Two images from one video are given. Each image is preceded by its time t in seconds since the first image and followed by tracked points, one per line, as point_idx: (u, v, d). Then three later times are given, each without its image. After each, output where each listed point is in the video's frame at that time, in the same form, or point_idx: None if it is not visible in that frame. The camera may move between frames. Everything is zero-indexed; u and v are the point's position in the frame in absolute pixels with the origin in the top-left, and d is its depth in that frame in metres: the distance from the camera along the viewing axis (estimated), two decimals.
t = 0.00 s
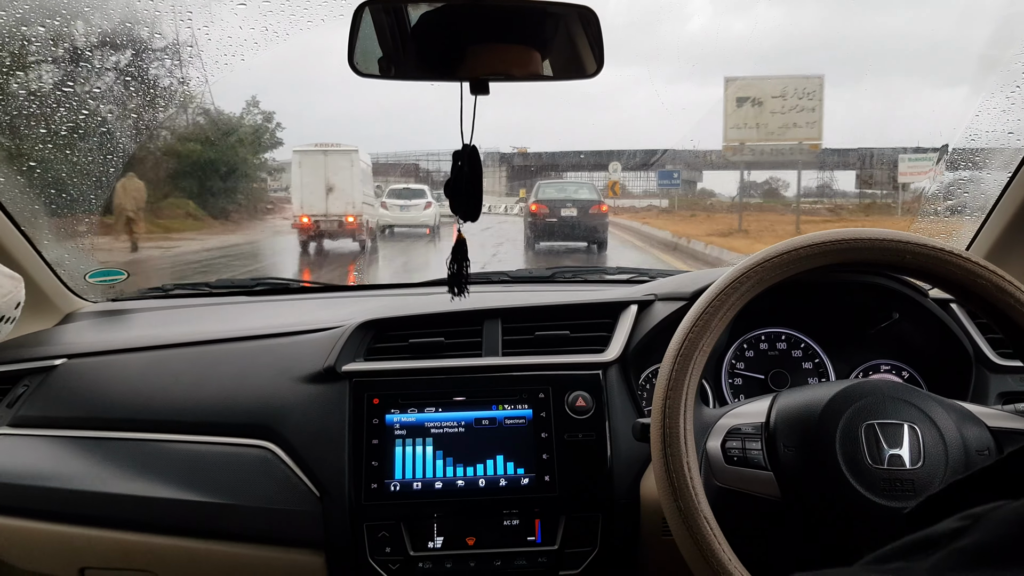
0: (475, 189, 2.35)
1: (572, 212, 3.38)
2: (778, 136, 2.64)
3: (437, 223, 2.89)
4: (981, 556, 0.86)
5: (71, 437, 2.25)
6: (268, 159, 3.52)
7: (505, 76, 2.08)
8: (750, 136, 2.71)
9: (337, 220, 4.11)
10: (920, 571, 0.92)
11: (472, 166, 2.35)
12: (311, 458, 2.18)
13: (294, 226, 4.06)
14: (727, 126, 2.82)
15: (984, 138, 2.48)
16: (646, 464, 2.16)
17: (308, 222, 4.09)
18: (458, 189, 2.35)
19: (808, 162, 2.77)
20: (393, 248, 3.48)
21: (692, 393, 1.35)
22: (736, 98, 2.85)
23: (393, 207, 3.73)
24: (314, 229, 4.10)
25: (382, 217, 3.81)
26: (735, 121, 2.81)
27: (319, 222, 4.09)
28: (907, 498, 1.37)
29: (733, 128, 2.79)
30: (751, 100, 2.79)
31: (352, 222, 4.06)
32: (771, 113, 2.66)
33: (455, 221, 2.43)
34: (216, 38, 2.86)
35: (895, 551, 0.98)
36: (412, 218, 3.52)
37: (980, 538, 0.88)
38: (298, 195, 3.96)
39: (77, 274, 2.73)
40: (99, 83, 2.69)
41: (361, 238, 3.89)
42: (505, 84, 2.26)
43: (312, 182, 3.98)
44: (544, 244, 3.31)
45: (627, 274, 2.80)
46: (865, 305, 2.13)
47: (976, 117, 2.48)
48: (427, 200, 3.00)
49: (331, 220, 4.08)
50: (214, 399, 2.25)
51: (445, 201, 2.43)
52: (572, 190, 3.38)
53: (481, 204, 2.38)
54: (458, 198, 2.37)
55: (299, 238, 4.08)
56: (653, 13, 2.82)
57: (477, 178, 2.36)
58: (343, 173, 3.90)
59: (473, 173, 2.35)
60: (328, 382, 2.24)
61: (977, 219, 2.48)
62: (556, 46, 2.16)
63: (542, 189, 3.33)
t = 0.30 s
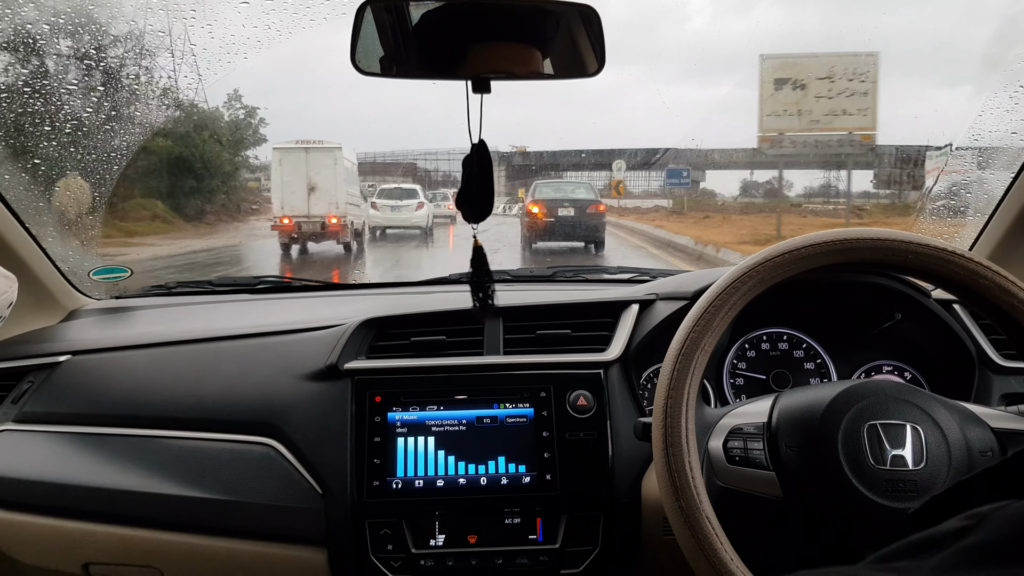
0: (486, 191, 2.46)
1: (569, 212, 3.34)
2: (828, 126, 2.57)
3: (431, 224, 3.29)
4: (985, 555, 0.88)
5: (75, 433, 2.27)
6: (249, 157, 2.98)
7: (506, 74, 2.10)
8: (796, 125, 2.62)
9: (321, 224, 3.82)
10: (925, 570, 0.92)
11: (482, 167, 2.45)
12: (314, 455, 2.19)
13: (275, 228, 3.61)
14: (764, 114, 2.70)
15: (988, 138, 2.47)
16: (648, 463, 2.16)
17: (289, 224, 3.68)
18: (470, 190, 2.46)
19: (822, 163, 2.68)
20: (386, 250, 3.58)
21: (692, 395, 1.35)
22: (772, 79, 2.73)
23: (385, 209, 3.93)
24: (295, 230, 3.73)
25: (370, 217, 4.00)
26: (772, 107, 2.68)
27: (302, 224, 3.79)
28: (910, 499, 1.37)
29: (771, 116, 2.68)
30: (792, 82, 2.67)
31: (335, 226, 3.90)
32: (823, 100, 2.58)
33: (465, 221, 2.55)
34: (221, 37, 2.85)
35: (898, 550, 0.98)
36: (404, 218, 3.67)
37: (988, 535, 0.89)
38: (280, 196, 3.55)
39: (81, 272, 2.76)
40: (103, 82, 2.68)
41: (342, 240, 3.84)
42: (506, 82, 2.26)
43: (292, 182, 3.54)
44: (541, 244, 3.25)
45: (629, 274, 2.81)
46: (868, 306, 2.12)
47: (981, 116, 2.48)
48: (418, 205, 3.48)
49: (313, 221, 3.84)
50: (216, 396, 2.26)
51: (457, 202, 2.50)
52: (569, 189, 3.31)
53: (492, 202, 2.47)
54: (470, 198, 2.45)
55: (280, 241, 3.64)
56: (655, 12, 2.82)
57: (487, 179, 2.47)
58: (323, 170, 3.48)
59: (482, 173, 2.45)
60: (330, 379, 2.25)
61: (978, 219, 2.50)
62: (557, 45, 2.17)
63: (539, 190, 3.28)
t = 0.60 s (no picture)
0: (484, 190, 2.32)
1: (567, 214, 3.22)
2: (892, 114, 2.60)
3: (422, 228, 3.10)
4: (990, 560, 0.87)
5: (68, 432, 2.24)
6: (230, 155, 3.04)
7: (508, 74, 2.09)
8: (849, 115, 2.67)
9: (298, 225, 3.36)
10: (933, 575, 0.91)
11: (481, 165, 2.32)
12: (310, 456, 2.17)
13: (249, 231, 3.32)
14: (815, 99, 2.73)
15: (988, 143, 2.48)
16: (646, 466, 2.15)
17: (265, 225, 3.35)
18: (467, 190, 2.34)
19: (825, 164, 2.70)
20: (374, 254, 3.28)
21: (693, 397, 1.34)
22: (824, 56, 2.75)
23: (372, 209, 3.46)
24: (273, 233, 3.37)
25: (359, 220, 3.50)
26: (823, 91, 2.73)
27: (276, 226, 3.37)
28: (909, 503, 1.36)
29: (824, 102, 2.72)
30: (847, 58, 2.73)
31: (315, 228, 3.37)
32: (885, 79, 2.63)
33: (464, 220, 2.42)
34: (222, 33, 2.81)
35: (905, 555, 0.97)
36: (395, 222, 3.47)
37: (989, 543, 0.88)
38: (253, 197, 3.22)
39: (77, 269, 2.74)
40: (101, 77, 2.66)
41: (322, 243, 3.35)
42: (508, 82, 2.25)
43: (271, 182, 3.15)
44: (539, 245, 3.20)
45: (629, 275, 2.81)
46: (866, 310, 2.13)
47: (981, 120, 2.48)
48: (407, 207, 3.33)
49: (290, 224, 3.37)
50: (211, 396, 2.24)
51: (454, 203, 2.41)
52: (565, 191, 3.21)
53: (491, 200, 2.35)
54: (468, 198, 2.34)
55: (255, 244, 3.34)
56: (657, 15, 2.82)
57: (486, 178, 2.33)
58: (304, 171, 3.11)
59: (481, 174, 2.32)
60: (328, 380, 2.23)
61: (977, 224, 2.51)
62: (559, 45, 2.16)
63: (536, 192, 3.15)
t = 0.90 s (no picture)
0: (484, 192, 2.33)
1: (559, 216, 3.50)
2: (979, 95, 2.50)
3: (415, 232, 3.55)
4: (986, 558, 0.87)
5: (68, 431, 2.25)
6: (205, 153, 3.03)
7: (508, 77, 2.10)
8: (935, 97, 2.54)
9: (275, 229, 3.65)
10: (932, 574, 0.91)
11: (480, 167, 2.32)
12: (309, 456, 2.18)
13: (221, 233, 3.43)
14: (892, 76, 2.59)
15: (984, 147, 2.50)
16: (645, 467, 2.15)
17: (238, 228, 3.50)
18: (465, 189, 2.34)
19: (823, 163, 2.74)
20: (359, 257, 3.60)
21: (691, 398, 1.35)
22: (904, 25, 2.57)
23: (360, 214, 3.89)
24: (246, 237, 3.53)
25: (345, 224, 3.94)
26: (900, 65, 2.57)
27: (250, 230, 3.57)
28: (907, 504, 1.35)
29: (901, 80, 2.57)
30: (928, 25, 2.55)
31: (292, 232, 3.73)
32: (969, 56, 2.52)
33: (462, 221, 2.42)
34: (223, 34, 2.83)
35: (903, 554, 0.97)
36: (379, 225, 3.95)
37: (985, 542, 0.89)
38: (226, 199, 3.35)
39: (78, 268, 2.75)
40: (105, 77, 2.67)
41: (301, 247, 3.68)
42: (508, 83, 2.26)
43: (244, 183, 3.31)
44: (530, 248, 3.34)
45: (627, 276, 2.82)
46: (864, 312, 2.14)
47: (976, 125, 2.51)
48: (396, 209, 3.78)
49: (265, 228, 3.63)
50: (211, 395, 2.24)
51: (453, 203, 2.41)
52: (559, 193, 3.50)
53: (490, 203, 2.36)
54: (467, 198, 2.34)
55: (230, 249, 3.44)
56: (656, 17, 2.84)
57: (486, 180, 2.33)
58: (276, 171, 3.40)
59: (480, 175, 2.33)
60: (327, 379, 2.24)
61: (976, 226, 2.52)
62: (559, 47, 2.17)
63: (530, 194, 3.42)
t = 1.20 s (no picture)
0: (494, 193, 2.36)
1: (554, 218, 3.37)
2: None
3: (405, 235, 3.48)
4: (989, 557, 0.87)
5: (69, 431, 2.25)
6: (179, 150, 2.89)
7: (511, 79, 2.10)
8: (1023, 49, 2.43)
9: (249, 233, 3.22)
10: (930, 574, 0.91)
11: (489, 168, 2.34)
12: (310, 457, 2.18)
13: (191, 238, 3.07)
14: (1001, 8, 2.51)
15: (990, 147, 2.48)
16: (645, 469, 2.15)
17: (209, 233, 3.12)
18: (475, 191, 2.37)
19: (824, 165, 2.71)
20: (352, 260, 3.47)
21: (691, 401, 1.35)
22: None
23: (348, 216, 3.65)
24: (218, 242, 3.16)
25: (334, 228, 3.67)
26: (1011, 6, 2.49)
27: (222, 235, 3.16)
28: (909, 506, 1.35)
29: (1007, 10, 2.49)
30: None
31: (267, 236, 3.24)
32: None
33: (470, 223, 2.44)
34: (225, 36, 2.83)
35: (902, 554, 0.97)
36: (369, 227, 3.68)
37: (988, 541, 0.89)
38: (197, 202, 2.95)
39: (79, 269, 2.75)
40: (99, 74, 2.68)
41: (279, 254, 3.26)
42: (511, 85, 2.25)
43: (217, 185, 2.98)
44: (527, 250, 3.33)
45: (629, 278, 2.82)
46: (865, 314, 2.13)
47: (980, 126, 2.50)
48: (387, 212, 3.58)
49: (241, 233, 3.20)
50: (212, 396, 2.25)
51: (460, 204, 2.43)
52: (553, 196, 3.37)
53: (498, 206, 2.38)
54: (476, 200, 2.37)
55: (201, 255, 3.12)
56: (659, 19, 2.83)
57: (495, 180, 2.36)
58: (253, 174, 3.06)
59: (490, 175, 2.35)
60: (328, 380, 2.25)
61: (977, 229, 2.54)
62: (562, 48, 2.17)
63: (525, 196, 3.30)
